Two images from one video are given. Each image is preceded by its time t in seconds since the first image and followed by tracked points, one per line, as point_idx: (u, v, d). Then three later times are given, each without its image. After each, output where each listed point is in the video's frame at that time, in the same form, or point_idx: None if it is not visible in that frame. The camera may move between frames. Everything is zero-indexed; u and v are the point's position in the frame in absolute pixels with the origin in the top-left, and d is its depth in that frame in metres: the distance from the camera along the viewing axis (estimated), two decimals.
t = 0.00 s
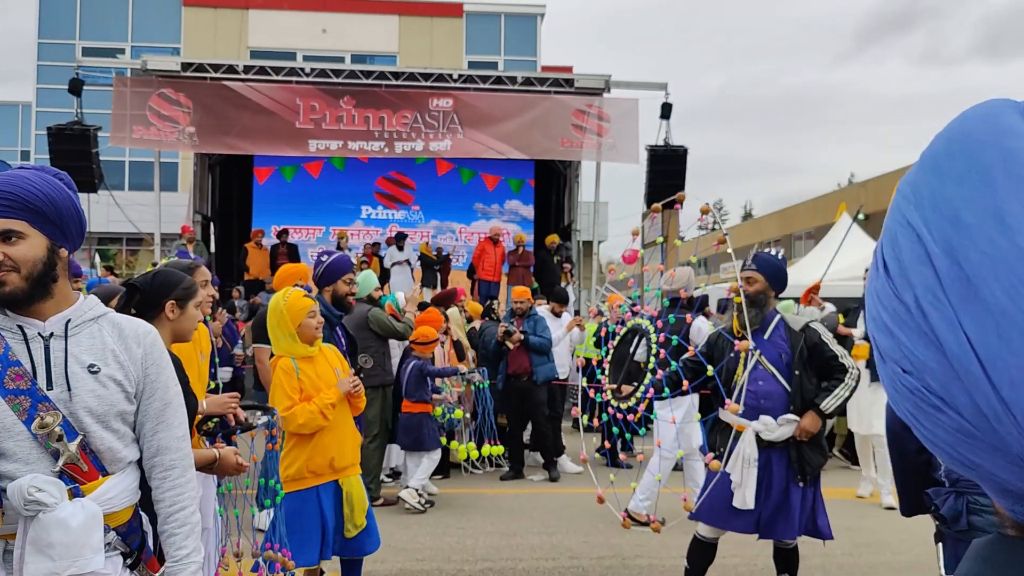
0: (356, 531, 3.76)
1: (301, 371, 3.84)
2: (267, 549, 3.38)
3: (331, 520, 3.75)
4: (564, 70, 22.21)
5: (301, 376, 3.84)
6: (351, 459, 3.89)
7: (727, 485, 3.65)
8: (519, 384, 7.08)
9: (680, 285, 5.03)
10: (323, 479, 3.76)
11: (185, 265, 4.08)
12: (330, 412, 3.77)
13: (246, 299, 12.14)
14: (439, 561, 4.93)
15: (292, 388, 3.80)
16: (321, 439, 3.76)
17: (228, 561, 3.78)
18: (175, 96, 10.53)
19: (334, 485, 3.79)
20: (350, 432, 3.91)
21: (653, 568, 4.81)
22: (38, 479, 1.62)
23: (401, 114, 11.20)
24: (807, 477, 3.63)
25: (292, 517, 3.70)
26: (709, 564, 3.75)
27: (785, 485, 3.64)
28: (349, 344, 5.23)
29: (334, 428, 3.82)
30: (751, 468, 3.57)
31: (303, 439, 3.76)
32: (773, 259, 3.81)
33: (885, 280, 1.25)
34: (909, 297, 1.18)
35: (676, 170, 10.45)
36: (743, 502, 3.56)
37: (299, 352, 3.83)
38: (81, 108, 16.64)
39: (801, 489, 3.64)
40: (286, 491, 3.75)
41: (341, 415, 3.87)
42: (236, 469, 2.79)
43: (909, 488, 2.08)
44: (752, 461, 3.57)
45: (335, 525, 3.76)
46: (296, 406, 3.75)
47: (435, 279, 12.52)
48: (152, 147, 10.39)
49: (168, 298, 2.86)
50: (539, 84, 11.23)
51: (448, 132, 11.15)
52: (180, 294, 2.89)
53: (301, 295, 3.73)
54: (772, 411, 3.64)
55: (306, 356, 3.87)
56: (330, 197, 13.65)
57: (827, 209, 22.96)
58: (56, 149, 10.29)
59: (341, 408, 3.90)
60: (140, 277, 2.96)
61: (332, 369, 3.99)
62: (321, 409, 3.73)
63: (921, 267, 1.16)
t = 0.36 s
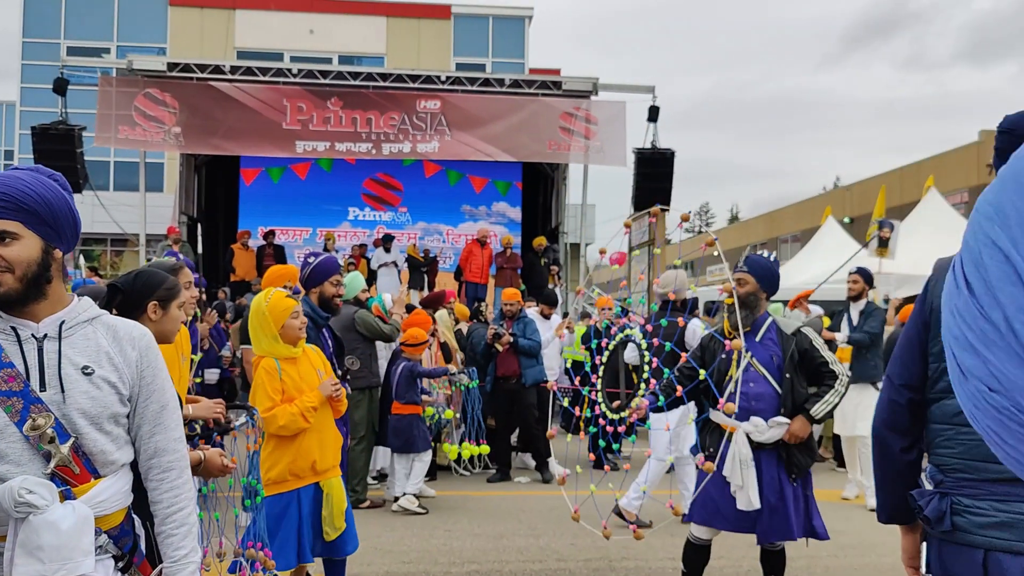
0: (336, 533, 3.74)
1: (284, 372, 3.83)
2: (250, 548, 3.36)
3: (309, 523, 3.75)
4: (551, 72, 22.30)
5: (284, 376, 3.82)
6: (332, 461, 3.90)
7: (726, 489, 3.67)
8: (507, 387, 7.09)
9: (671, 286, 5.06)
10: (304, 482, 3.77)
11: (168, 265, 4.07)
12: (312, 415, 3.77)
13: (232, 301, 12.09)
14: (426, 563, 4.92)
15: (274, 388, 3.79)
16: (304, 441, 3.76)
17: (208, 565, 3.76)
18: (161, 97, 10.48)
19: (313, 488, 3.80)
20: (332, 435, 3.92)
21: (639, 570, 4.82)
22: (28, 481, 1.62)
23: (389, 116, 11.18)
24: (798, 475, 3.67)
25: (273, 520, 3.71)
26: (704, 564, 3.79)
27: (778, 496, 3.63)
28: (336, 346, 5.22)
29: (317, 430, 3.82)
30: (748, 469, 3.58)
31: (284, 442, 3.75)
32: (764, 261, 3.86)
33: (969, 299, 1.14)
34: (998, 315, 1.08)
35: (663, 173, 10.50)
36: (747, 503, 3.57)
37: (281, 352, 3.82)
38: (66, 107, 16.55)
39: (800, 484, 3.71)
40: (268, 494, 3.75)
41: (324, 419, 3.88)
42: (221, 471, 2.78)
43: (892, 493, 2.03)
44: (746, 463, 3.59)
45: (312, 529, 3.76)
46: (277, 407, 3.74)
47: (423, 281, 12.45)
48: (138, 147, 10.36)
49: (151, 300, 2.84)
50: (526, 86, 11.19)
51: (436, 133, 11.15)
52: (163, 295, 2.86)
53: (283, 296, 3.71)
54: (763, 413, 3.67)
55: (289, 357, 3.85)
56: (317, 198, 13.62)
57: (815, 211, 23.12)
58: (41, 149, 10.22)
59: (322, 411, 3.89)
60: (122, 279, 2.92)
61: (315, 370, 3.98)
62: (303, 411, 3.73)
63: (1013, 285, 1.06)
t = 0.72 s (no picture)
0: (303, 538, 3.75)
1: (261, 372, 3.81)
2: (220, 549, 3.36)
3: (280, 526, 3.76)
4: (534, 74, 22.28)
5: (260, 378, 3.80)
6: (307, 464, 3.90)
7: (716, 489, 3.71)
8: (492, 389, 7.11)
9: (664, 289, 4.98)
10: (278, 484, 3.77)
11: (146, 266, 4.04)
12: (288, 418, 3.75)
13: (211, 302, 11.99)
14: (406, 565, 4.92)
15: (250, 390, 3.76)
16: (278, 444, 3.75)
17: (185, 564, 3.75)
18: (140, 96, 10.38)
19: (287, 491, 3.80)
20: (307, 437, 3.92)
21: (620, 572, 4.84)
22: (15, 479, 1.61)
23: (371, 117, 11.16)
24: (776, 474, 3.70)
25: (244, 522, 3.72)
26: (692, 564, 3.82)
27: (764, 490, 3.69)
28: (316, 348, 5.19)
29: (292, 433, 3.81)
30: (736, 466, 3.63)
31: (259, 444, 3.74)
32: (749, 262, 3.92)
33: None
34: None
35: (644, 175, 10.56)
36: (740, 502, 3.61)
37: (258, 353, 3.79)
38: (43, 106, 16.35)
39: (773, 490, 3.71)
40: (240, 496, 3.75)
41: (299, 422, 3.87)
42: (199, 472, 2.76)
43: (859, 493, 1.99)
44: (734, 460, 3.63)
45: (282, 532, 3.76)
46: (253, 409, 3.71)
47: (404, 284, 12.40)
48: (115, 147, 10.28)
49: (125, 300, 2.83)
50: (509, 88, 11.24)
51: (417, 135, 11.15)
52: (137, 295, 2.86)
53: (260, 295, 3.71)
54: (743, 413, 3.72)
55: (266, 357, 3.83)
56: (298, 199, 13.55)
57: (794, 215, 23.33)
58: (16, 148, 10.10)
59: (298, 413, 3.88)
60: (93, 278, 2.89)
61: (291, 370, 3.98)
62: (279, 414, 3.71)
63: None
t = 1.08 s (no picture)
0: (276, 537, 3.78)
1: (240, 370, 3.80)
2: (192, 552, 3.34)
3: (256, 526, 3.77)
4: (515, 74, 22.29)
5: (240, 376, 3.79)
6: (283, 463, 3.92)
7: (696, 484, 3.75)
8: (478, 389, 7.12)
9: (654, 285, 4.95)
10: (255, 484, 3.78)
11: (127, 261, 4.03)
12: (267, 417, 3.75)
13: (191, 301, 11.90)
14: (387, 565, 4.92)
15: (230, 388, 3.75)
16: (257, 443, 3.75)
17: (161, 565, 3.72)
18: (119, 93, 10.30)
19: (264, 490, 3.80)
20: (284, 436, 3.93)
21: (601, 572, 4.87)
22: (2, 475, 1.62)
23: (353, 116, 11.13)
24: (752, 474, 3.75)
25: (218, 521, 3.71)
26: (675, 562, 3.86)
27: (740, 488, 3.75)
28: (295, 345, 5.17)
29: (270, 432, 3.81)
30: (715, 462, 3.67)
31: (237, 443, 3.73)
32: (734, 261, 3.96)
33: None
34: None
35: (626, 176, 10.62)
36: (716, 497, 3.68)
37: (239, 350, 3.78)
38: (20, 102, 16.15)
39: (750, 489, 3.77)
40: (215, 495, 3.75)
41: (277, 421, 3.87)
42: (178, 471, 2.76)
43: (828, 492, 2.04)
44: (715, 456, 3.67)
45: (257, 531, 3.77)
46: (232, 407, 3.70)
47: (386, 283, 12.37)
48: (93, 144, 10.17)
49: (99, 296, 2.85)
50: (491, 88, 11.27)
51: (400, 134, 11.14)
52: (112, 290, 2.88)
53: (241, 292, 3.71)
54: (723, 410, 3.78)
55: (245, 355, 3.82)
56: (279, 198, 13.49)
57: (774, 216, 23.53)
58: None
59: (276, 412, 3.89)
60: (66, 275, 2.92)
61: (270, 369, 3.98)
62: (258, 413, 3.70)
63: None
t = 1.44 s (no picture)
0: (261, 536, 3.78)
1: (229, 368, 3.80)
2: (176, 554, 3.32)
3: (242, 525, 3.76)
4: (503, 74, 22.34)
5: (228, 373, 3.79)
6: (270, 462, 3.92)
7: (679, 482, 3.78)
8: (470, 389, 7.16)
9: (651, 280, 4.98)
10: (242, 482, 3.77)
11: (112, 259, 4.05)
12: (254, 416, 3.74)
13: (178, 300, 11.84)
14: (375, 564, 4.93)
15: (218, 386, 3.74)
16: (244, 441, 3.74)
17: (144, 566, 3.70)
18: (106, 90, 10.25)
19: (251, 489, 3.80)
20: (272, 436, 3.93)
21: (589, 570, 4.89)
22: None
23: (342, 115, 11.14)
24: (738, 475, 3.78)
25: (204, 520, 3.71)
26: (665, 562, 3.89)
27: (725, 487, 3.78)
28: (284, 342, 5.17)
29: (257, 430, 3.81)
30: (698, 462, 3.70)
31: (225, 441, 3.72)
32: (723, 260, 3.99)
33: None
34: None
35: (615, 176, 10.66)
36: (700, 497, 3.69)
37: (227, 348, 3.78)
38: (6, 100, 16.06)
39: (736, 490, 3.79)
40: (202, 493, 3.74)
41: (265, 420, 3.87)
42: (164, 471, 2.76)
43: (814, 488, 2.06)
44: (699, 456, 3.69)
45: (243, 530, 3.77)
46: (220, 405, 3.69)
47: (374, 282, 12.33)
48: (80, 142, 10.10)
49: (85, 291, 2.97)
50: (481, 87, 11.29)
51: (389, 133, 11.14)
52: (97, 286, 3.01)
53: (230, 289, 3.72)
54: (711, 408, 3.81)
55: (234, 352, 3.82)
56: (267, 196, 13.46)
57: (763, 216, 23.65)
58: None
59: (264, 411, 3.89)
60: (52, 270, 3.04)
61: (258, 368, 3.99)
62: (245, 411, 3.70)
63: None
